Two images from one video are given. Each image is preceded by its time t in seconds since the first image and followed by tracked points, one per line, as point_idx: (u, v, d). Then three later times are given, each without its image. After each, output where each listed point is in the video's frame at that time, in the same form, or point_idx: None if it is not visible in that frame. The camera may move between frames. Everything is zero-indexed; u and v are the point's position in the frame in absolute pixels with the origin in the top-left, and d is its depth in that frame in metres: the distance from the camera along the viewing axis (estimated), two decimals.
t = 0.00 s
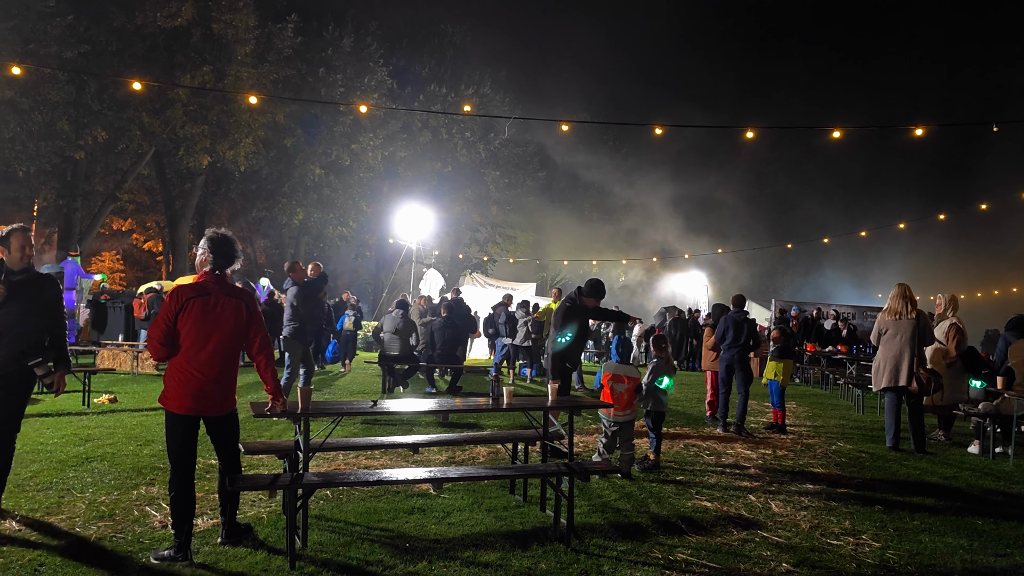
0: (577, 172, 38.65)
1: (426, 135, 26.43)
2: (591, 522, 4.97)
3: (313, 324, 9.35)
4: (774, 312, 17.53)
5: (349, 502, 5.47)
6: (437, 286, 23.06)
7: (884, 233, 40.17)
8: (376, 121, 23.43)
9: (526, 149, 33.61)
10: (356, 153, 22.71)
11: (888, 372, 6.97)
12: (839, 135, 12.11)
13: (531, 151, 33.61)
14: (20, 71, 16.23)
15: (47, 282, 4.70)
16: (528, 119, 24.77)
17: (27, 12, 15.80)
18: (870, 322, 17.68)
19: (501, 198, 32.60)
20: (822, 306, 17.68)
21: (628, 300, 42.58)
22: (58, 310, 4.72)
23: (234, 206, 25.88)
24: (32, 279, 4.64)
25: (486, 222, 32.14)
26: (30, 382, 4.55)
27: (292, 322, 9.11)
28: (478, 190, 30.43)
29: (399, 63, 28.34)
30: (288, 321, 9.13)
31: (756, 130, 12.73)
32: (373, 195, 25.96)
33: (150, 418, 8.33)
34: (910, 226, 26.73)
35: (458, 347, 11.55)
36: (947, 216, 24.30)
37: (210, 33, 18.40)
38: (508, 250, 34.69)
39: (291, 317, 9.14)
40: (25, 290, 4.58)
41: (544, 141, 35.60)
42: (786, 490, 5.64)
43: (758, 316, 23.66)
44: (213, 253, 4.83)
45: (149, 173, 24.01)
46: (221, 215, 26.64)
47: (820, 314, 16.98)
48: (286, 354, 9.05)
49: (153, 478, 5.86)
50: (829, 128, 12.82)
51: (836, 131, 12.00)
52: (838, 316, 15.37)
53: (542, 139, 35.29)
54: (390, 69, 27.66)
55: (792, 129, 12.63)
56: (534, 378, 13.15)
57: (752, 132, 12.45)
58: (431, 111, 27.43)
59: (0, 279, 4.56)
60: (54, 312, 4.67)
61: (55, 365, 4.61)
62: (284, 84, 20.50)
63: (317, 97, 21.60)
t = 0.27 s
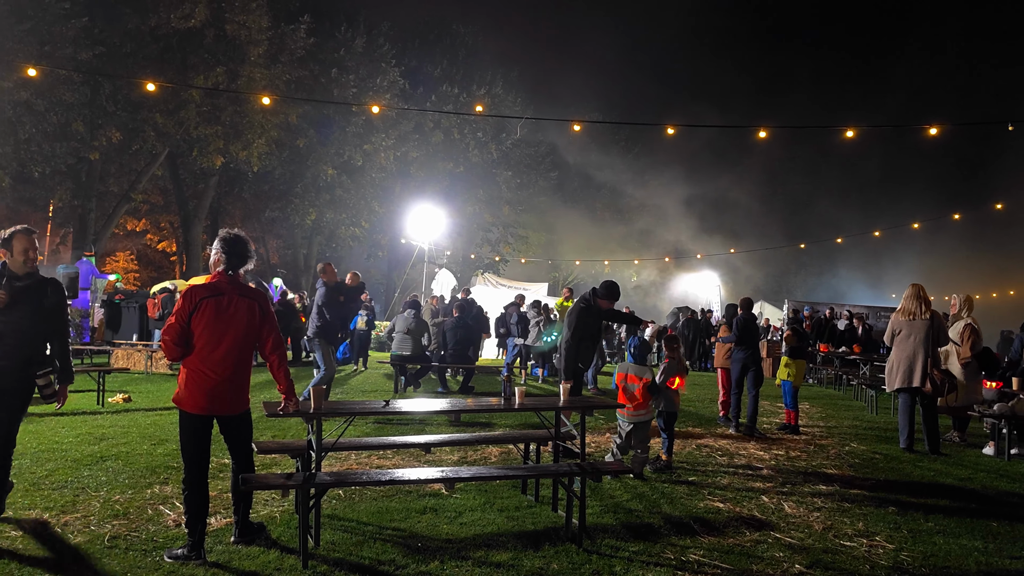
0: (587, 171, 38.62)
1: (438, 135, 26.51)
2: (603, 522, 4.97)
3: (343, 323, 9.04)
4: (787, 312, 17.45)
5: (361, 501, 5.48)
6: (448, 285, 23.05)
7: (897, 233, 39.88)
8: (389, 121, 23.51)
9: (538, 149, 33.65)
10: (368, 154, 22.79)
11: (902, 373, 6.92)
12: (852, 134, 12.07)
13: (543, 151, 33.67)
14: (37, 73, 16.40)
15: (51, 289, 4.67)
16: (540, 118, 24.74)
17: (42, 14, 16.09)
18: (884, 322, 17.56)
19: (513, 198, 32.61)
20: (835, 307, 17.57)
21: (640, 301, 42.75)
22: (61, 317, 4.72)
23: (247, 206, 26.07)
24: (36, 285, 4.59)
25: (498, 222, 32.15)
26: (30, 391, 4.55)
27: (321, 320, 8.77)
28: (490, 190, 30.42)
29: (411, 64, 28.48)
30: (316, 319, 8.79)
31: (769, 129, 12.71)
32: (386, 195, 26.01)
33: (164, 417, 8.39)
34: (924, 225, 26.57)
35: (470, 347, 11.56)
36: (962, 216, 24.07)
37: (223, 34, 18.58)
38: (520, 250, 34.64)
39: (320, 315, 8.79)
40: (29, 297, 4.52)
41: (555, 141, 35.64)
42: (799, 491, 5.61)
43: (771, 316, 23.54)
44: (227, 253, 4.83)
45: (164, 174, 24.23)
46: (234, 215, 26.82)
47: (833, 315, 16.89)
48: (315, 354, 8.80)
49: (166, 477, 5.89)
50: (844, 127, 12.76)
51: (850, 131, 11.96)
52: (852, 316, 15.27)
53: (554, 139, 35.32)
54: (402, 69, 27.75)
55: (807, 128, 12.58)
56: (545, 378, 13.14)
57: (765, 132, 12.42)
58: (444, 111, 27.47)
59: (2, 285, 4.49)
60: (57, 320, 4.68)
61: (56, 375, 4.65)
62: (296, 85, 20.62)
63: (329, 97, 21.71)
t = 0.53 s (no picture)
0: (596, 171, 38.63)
1: (449, 136, 26.58)
2: (613, 523, 4.97)
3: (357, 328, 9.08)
4: (798, 312, 17.39)
5: (371, 501, 5.50)
6: (458, 286, 23.07)
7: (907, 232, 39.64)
8: (399, 122, 23.61)
9: (548, 150, 33.70)
10: (379, 154, 22.87)
11: (914, 373, 6.89)
12: (864, 133, 12.04)
13: (553, 152, 33.72)
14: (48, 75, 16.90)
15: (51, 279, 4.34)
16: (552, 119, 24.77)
17: (54, 16, 16.54)
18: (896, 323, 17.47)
19: (523, 198, 32.64)
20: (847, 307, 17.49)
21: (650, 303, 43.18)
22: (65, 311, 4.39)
23: (258, 207, 26.19)
24: (37, 276, 4.29)
25: (508, 222, 32.15)
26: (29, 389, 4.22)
27: (336, 323, 8.71)
28: (501, 190, 30.45)
29: (422, 64, 28.59)
30: (332, 320, 8.70)
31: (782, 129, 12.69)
32: (396, 195, 26.08)
33: (175, 416, 8.42)
34: (933, 224, 26.53)
35: (480, 347, 11.57)
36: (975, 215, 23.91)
37: (234, 35, 18.75)
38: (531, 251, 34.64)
39: (337, 317, 8.70)
40: (29, 288, 4.21)
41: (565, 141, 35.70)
42: (811, 492, 5.60)
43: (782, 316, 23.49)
44: (237, 253, 4.84)
45: (176, 175, 24.42)
46: (246, 215, 26.97)
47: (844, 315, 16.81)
48: (325, 353, 8.84)
49: (177, 477, 5.91)
50: (856, 126, 12.72)
51: (862, 130, 11.92)
52: (863, 316, 15.20)
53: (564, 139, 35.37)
54: (413, 69, 27.84)
55: (819, 127, 12.56)
56: (555, 379, 13.13)
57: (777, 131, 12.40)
58: (454, 112, 27.55)
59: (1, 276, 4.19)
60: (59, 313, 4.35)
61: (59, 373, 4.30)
62: (307, 85, 20.74)
63: (340, 98, 21.80)
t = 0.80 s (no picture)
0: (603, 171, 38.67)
1: (458, 136, 26.66)
2: (622, 523, 4.96)
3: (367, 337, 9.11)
4: (808, 312, 17.33)
5: (381, 501, 5.51)
6: (466, 285, 23.08)
7: (916, 232, 39.46)
8: (408, 122, 23.69)
9: (557, 150, 33.74)
10: (388, 154, 22.96)
11: (925, 374, 6.87)
12: (874, 133, 12.02)
13: (561, 152, 33.75)
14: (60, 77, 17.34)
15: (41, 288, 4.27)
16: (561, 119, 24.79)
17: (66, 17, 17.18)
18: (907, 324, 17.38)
19: (532, 198, 32.66)
20: (857, 307, 17.43)
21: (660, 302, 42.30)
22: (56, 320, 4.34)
23: (267, 207, 26.32)
24: (24, 283, 4.22)
25: (516, 222, 32.19)
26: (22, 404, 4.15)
27: (348, 324, 8.76)
28: (510, 190, 30.47)
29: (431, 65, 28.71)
30: (343, 320, 8.75)
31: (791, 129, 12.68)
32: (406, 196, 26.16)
33: (185, 416, 8.46)
34: (942, 224, 26.43)
35: (489, 347, 11.59)
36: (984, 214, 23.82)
37: (244, 36, 18.91)
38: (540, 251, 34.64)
39: (350, 319, 8.82)
40: (20, 296, 4.16)
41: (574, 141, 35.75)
42: (821, 493, 5.58)
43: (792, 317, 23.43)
44: (247, 252, 4.83)
45: (186, 175, 24.58)
46: (255, 216, 27.10)
47: (855, 315, 16.75)
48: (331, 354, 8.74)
49: (188, 476, 5.93)
50: (867, 126, 12.69)
51: (871, 130, 11.90)
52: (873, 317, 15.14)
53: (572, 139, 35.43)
54: (422, 70, 27.94)
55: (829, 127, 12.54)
56: (564, 379, 13.12)
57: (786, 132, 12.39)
58: (463, 112, 27.61)
59: None
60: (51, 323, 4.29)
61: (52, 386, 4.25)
62: (316, 86, 20.85)
63: (349, 98, 21.89)
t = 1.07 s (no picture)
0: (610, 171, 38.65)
1: (466, 136, 26.72)
2: (631, 523, 4.96)
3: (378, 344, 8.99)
4: (817, 312, 17.26)
5: (389, 500, 5.52)
6: (475, 285, 23.08)
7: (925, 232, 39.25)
8: (417, 122, 23.76)
9: (565, 150, 33.75)
10: (396, 154, 23.01)
11: (935, 374, 6.84)
12: (883, 133, 11.97)
13: (570, 152, 33.75)
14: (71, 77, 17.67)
15: (28, 287, 3.98)
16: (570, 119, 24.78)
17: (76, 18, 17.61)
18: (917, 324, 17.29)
19: (540, 198, 32.65)
20: (867, 307, 17.34)
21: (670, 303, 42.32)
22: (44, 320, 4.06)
23: (276, 207, 26.42)
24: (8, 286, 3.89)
25: (525, 222, 32.20)
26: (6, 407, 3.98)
27: (359, 327, 8.75)
28: (518, 191, 30.46)
29: (440, 65, 28.71)
30: (354, 323, 8.76)
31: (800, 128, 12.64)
32: (415, 196, 26.22)
33: (194, 416, 8.46)
34: (951, 224, 26.33)
35: (497, 347, 11.59)
36: (993, 214, 23.71)
37: (253, 36, 19.03)
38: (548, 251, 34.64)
39: (362, 323, 8.79)
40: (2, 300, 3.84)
41: (582, 141, 35.73)
42: (830, 494, 5.57)
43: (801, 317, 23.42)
44: (255, 251, 4.81)
45: (196, 175, 24.72)
46: (264, 216, 27.21)
47: (865, 315, 16.68)
48: (339, 356, 8.73)
49: (197, 475, 5.95)
50: (877, 125, 12.63)
51: (881, 129, 11.87)
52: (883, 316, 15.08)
53: (580, 139, 35.39)
54: (431, 70, 27.96)
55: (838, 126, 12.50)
56: (572, 379, 13.11)
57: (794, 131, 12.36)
58: (471, 112, 27.60)
59: None
60: (38, 324, 4.03)
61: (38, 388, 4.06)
62: (325, 87, 20.94)
63: (357, 99, 21.94)
